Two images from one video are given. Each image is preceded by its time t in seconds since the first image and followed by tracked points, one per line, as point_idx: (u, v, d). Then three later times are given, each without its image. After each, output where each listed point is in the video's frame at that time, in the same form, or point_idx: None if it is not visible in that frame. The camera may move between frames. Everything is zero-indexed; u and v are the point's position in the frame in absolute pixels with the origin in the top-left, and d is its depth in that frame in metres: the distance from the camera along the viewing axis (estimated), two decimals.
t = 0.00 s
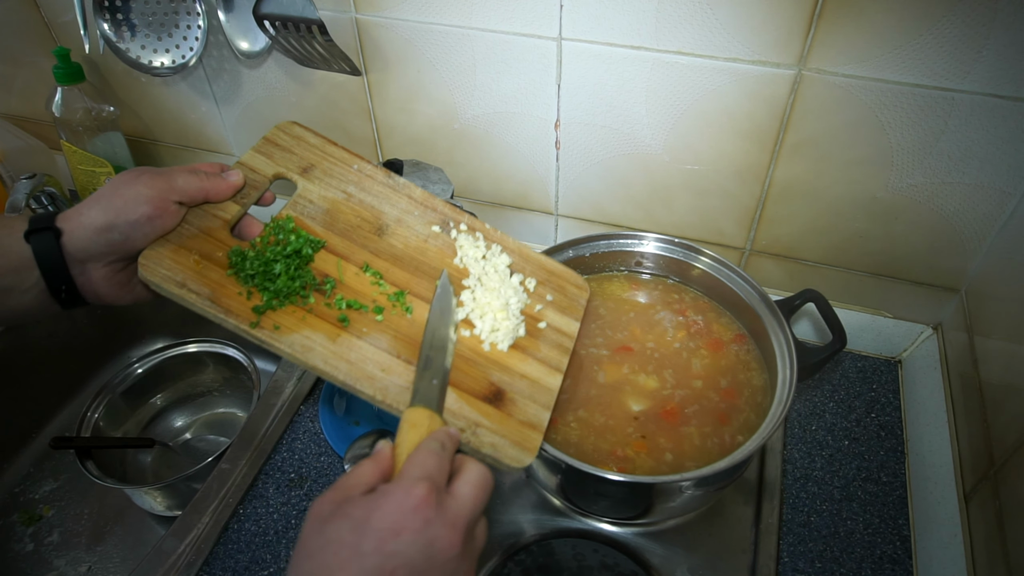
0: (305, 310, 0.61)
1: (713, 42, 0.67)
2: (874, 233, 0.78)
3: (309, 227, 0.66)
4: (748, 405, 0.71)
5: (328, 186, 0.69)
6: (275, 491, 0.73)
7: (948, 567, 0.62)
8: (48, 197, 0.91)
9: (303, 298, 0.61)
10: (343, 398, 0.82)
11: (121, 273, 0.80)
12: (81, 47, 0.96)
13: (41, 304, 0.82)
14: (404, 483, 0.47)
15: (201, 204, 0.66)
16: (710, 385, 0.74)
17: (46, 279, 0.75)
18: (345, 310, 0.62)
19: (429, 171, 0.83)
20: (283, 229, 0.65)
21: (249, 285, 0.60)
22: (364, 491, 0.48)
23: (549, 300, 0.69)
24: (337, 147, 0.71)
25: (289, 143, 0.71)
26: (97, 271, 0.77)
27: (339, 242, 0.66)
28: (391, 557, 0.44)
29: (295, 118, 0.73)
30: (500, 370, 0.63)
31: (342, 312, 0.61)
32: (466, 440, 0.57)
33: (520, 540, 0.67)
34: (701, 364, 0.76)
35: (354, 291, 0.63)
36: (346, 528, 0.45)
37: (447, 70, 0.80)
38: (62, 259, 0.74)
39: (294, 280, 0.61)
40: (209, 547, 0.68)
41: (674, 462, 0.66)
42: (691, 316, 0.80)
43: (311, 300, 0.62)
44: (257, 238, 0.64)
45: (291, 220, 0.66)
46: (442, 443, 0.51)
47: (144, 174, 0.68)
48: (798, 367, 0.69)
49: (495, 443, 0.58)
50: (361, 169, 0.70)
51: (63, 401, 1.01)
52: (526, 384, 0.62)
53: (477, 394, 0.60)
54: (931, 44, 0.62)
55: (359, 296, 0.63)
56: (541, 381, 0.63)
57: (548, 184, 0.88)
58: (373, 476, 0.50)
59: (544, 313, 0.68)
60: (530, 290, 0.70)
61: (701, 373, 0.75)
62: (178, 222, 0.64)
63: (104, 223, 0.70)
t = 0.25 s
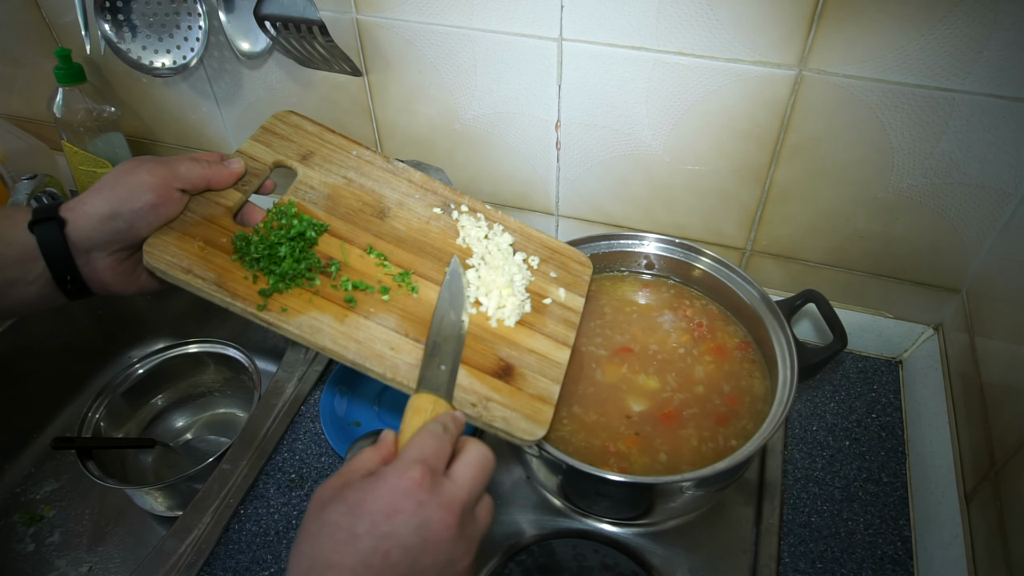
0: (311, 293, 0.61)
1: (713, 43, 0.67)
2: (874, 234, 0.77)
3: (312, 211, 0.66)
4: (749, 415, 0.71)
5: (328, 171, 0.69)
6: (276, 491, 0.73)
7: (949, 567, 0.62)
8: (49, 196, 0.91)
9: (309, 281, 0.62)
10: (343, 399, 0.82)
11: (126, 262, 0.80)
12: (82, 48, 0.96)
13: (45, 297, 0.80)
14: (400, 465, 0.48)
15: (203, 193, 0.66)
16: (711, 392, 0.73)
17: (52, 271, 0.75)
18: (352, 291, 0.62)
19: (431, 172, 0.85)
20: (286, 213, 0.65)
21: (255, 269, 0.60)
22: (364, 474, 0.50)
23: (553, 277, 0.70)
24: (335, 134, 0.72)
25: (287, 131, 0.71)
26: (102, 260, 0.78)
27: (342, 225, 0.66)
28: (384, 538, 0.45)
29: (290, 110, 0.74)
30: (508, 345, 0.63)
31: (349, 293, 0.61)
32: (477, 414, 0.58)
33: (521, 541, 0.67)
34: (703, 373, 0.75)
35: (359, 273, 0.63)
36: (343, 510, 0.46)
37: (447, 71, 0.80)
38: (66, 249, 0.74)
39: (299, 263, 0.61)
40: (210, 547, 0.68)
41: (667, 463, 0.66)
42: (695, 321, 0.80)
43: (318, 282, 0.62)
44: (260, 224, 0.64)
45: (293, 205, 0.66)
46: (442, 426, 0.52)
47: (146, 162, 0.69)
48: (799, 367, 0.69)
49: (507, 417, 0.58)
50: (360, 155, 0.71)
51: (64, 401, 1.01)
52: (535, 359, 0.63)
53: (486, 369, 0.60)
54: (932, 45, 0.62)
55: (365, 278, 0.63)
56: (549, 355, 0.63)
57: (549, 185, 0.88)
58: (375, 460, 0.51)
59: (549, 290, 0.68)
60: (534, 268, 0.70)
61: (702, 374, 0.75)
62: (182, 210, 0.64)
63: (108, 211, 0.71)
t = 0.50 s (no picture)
0: (306, 294, 0.61)
1: (714, 43, 0.67)
2: (875, 234, 0.77)
3: (307, 213, 0.66)
4: (746, 419, 0.70)
5: (324, 172, 0.69)
6: (277, 491, 0.73)
7: (950, 568, 0.62)
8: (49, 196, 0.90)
9: (303, 283, 0.61)
10: (343, 399, 0.82)
11: (121, 262, 0.80)
12: (83, 48, 0.96)
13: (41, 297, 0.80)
14: (426, 462, 0.47)
15: (198, 193, 0.66)
16: (712, 397, 0.73)
17: (47, 271, 0.75)
18: (346, 294, 0.62)
19: (431, 172, 0.85)
20: (281, 215, 0.65)
21: (250, 270, 0.61)
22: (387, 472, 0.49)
23: (548, 280, 0.70)
24: (332, 135, 0.72)
25: (284, 133, 0.71)
26: (97, 261, 0.77)
27: (337, 227, 0.66)
28: (407, 535, 0.44)
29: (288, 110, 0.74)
30: (502, 350, 0.63)
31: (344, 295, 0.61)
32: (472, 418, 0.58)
33: (521, 541, 0.67)
34: (705, 377, 0.75)
35: (354, 275, 0.63)
36: (366, 506, 0.45)
37: (448, 71, 0.80)
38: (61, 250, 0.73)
39: (294, 265, 0.61)
40: (211, 547, 0.68)
41: (662, 462, 0.66)
42: (697, 324, 0.79)
43: (312, 285, 0.62)
44: (255, 225, 0.64)
45: (288, 206, 0.66)
46: (466, 428, 0.51)
47: (142, 163, 0.69)
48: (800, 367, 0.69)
49: (502, 421, 0.59)
50: (357, 157, 0.71)
51: (64, 401, 1.01)
52: (529, 362, 0.63)
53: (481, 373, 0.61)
54: (933, 45, 0.61)
55: (360, 280, 0.63)
56: (543, 359, 0.64)
57: (549, 185, 0.88)
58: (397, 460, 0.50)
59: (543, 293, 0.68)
60: (529, 271, 0.70)
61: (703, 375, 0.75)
62: (177, 210, 0.64)
63: (102, 212, 0.71)
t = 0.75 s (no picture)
0: (300, 292, 0.61)
1: (714, 43, 0.67)
2: (875, 234, 0.77)
3: (303, 209, 0.67)
4: (744, 424, 0.70)
5: (321, 168, 0.70)
6: (277, 491, 0.73)
7: (950, 568, 0.62)
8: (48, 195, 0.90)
9: (298, 280, 0.61)
10: (343, 400, 0.82)
11: (116, 257, 0.80)
12: (83, 48, 0.96)
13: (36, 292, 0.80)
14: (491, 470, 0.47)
15: (194, 186, 0.66)
16: (713, 402, 0.72)
17: (42, 265, 0.75)
18: (341, 291, 0.62)
19: (431, 172, 0.85)
20: (277, 211, 0.65)
21: (245, 267, 0.60)
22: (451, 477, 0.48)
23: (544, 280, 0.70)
24: (330, 129, 0.72)
25: (281, 126, 0.72)
26: (92, 255, 0.78)
27: (334, 223, 0.66)
28: (473, 538, 0.43)
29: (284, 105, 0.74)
30: (497, 350, 0.62)
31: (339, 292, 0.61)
32: (464, 419, 0.56)
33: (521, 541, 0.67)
34: (707, 383, 0.74)
35: (349, 273, 0.63)
36: (434, 509, 0.44)
37: (448, 71, 0.80)
38: (56, 243, 0.73)
39: (290, 262, 0.61)
40: (211, 547, 0.68)
41: (657, 460, 0.66)
42: (699, 327, 0.79)
43: (307, 282, 0.62)
44: (251, 221, 0.64)
45: (284, 202, 0.66)
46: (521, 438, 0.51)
47: (137, 158, 0.69)
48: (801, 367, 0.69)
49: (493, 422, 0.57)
50: (355, 152, 0.71)
51: (64, 401, 1.01)
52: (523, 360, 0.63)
53: (473, 373, 0.60)
54: (934, 46, 0.61)
55: (355, 278, 0.63)
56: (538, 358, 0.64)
57: (550, 185, 0.88)
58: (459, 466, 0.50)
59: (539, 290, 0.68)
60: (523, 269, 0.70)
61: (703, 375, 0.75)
62: (173, 205, 0.64)
63: (98, 206, 0.71)
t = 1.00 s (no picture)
0: (300, 290, 0.61)
1: (715, 43, 0.67)
2: (875, 234, 0.77)
3: (302, 208, 0.66)
4: (742, 430, 0.69)
5: (320, 167, 0.69)
6: (277, 491, 0.73)
7: (950, 568, 0.62)
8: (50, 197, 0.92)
9: (298, 279, 0.61)
10: (343, 400, 0.82)
11: (117, 255, 0.80)
12: (83, 49, 0.96)
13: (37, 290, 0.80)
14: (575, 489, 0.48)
15: (194, 185, 0.65)
16: (715, 404, 0.72)
17: (43, 263, 0.75)
18: (341, 290, 0.61)
19: (431, 171, 0.84)
20: (277, 210, 0.65)
21: (245, 265, 0.60)
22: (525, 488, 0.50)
23: (541, 279, 0.69)
24: (329, 128, 0.72)
25: (279, 125, 0.71)
26: (93, 253, 0.78)
27: (333, 223, 0.66)
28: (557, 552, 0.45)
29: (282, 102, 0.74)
30: (495, 349, 0.62)
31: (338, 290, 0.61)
32: (463, 417, 0.57)
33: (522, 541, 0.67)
34: (709, 387, 0.74)
35: (349, 272, 0.63)
36: (520, 519, 0.46)
37: (448, 71, 0.80)
38: (56, 240, 0.73)
39: (290, 260, 0.61)
40: (210, 547, 0.68)
41: (652, 457, 0.67)
42: (700, 329, 0.79)
43: (307, 280, 0.61)
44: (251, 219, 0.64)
45: (285, 201, 0.66)
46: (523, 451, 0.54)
47: (137, 156, 0.69)
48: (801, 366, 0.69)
49: (491, 419, 0.57)
50: (353, 151, 0.71)
51: (65, 401, 1.01)
52: (521, 361, 0.62)
53: (472, 371, 0.59)
54: (934, 45, 0.61)
55: (354, 277, 0.63)
56: (535, 358, 0.63)
57: (550, 185, 0.88)
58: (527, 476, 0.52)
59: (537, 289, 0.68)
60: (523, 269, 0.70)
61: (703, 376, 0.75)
62: (173, 204, 0.64)
63: (98, 204, 0.71)
